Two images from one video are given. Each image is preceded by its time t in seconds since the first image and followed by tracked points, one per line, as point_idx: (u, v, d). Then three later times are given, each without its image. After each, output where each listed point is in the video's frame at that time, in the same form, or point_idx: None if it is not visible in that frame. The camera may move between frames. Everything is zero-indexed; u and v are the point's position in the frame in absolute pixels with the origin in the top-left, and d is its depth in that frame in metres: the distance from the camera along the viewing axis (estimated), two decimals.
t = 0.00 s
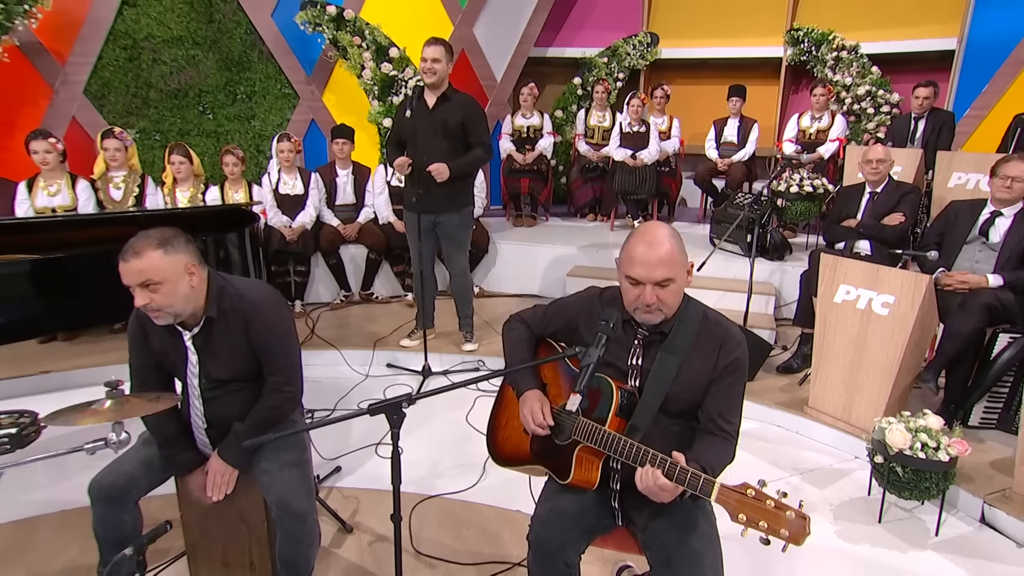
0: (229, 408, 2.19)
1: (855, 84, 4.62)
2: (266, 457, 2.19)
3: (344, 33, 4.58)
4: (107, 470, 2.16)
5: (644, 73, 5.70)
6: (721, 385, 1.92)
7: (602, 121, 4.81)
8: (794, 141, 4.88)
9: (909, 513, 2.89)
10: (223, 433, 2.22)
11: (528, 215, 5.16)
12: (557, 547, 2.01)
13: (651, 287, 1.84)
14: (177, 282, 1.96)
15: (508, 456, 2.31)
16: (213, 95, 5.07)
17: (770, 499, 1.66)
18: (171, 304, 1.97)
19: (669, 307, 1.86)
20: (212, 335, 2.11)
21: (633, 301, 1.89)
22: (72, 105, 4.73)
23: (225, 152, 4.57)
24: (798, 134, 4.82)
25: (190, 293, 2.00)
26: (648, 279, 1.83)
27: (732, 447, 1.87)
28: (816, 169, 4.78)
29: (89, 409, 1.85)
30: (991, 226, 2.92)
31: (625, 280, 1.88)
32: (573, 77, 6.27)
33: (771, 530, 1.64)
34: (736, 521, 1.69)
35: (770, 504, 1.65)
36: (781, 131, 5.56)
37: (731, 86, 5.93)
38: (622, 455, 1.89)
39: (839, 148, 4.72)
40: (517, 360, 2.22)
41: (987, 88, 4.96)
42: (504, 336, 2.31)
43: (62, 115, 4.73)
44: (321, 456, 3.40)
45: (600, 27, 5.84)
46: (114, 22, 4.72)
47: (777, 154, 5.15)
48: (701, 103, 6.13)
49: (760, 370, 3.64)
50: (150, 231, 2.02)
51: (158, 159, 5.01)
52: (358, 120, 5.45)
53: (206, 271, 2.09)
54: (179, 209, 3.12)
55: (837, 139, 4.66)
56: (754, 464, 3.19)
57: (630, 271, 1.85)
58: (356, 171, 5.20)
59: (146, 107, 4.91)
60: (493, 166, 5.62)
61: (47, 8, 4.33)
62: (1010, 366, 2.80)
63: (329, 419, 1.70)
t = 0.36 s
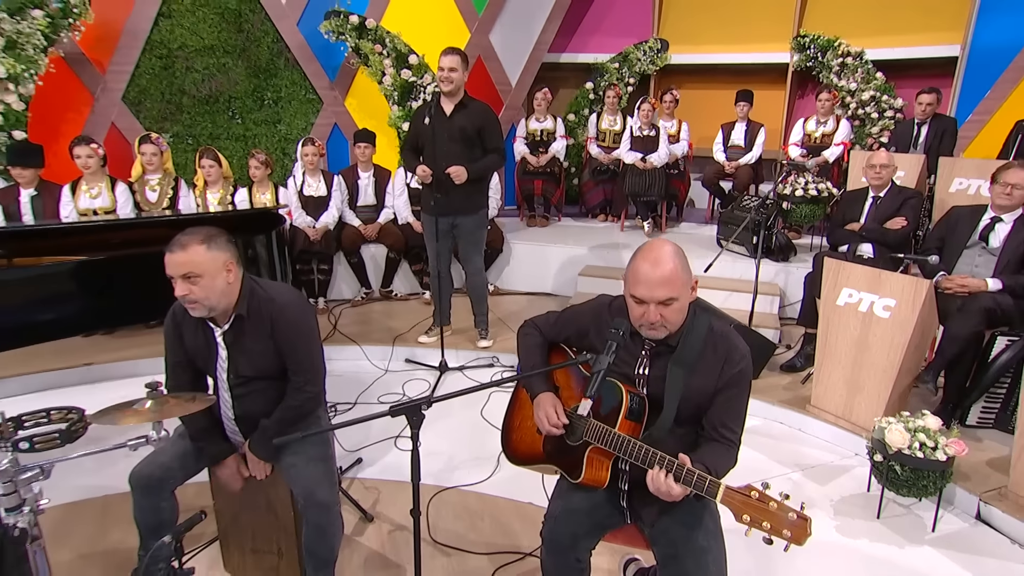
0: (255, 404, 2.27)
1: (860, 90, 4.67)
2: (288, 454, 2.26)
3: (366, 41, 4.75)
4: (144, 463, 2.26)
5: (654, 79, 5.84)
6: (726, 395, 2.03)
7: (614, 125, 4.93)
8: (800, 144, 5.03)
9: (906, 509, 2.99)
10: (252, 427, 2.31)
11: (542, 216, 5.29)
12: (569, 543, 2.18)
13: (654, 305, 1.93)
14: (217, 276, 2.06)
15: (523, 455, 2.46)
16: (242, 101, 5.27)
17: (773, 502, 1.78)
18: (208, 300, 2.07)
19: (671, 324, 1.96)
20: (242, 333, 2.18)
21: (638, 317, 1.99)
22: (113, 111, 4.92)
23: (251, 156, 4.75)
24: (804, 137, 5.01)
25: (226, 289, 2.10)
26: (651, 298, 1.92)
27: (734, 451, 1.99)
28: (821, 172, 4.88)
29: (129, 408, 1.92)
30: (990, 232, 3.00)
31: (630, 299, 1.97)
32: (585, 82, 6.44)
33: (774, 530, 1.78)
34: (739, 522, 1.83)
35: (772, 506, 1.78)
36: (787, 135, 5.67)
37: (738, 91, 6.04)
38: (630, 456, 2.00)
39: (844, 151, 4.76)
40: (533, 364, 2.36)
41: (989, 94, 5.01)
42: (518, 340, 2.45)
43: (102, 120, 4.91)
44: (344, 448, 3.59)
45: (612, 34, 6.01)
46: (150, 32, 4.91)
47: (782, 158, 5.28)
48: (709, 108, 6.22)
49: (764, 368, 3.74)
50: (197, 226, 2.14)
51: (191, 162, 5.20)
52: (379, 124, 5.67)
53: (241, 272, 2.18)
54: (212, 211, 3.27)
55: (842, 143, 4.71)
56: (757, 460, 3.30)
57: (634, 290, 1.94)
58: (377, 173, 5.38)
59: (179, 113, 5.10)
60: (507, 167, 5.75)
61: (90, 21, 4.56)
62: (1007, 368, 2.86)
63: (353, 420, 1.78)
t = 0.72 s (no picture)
0: (284, 397, 2.40)
1: (867, 91, 4.81)
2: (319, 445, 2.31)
3: (388, 45, 4.89)
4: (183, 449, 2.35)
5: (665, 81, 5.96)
6: (736, 401, 2.13)
7: (626, 125, 5.10)
8: (808, 144, 5.04)
9: (906, 503, 3.08)
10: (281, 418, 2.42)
11: (555, 214, 5.40)
12: (579, 534, 2.30)
13: (663, 315, 2.02)
14: (248, 277, 2.16)
15: (536, 448, 2.62)
16: (270, 103, 5.45)
17: (779, 511, 1.87)
18: (241, 299, 2.17)
19: (680, 332, 2.06)
20: (273, 328, 2.31)
21: (648, 325, 2.09)
22: (150, 114, 5.13)
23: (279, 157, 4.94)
24: (812, 138, 5.06)
25: (257, 289, 2.20)
26: (660, 308, 2.01)
27: (749, 455, 2.08)
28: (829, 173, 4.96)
29: (170, 403, 1.96)
30: (993, 234, 3.08)
31: (640, 307, 2.07)
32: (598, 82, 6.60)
33: (778, 538, 1.86)
34: (745, 528, 1.92)
35: (778, 515, 1.86)
36: (795, 135, 5.75)
37: (748, 92, 6.13)
38: (641, 458, 2.10)
39: (850, 152, 4.92)
40: (546, 364, 2.47)
41: (995, 96, 4.99)
42: (532, 340, 2.56)
43: (140, 124, 5.13)
44: (366, 437, 3.78)
45: (625, 36, 6.15)
46: (185, 38, 5.11)
47: (791, 158, 5.37)
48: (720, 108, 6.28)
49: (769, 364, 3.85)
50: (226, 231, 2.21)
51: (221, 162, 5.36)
52: (400, 125, 5.88)
53: (272, 272, 2.28)
54: (242, 214, 3.48)
55: (849, 144, 4.86)
56: (761, 453, 3.42)
57: (643, 300, 2.04)
58: (398, 172, 5.53)
59: (211, 115, 5.29)
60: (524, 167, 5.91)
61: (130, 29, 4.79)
62: (1007, 367, 2.95)
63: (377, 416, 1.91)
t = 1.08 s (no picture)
0: (311, 390, 2.44)
1: (878, 91, 4.89)
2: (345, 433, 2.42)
3: (411, 47, 5.05)
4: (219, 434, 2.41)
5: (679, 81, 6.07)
6: (746, 400, 2.20)
7: (640, 123, 5.18)
8: (819, 143, 5.13)
9: (908, 495, 3.16)
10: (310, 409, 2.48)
11: (571, 209, 5.56)
12: (594, 522, 2.40)
13: (678, 318, 2.09)
14: (279, 273, 2.21)
15: (552, 440, 2.71)
16: (298, 102, 5.63)
17: (784, 516, 1.88)
18: (272, 291, 2.22)
19: (694, 334, 2.13)
20: (301, 323, 2.36)
21: (663, 326, 2.15)
22: (186, 113, 5.36)
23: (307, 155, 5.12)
24: (823, 137, 5.12)
25: (286, 285, 2.25)
26: (676, 311, 2.07)
27: (753, 450, 2.17)
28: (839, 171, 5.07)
29: (208, 395, 1.97)
30: (1000, 234, 3.14)
31: (656, 309, 2.12)
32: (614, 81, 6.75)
33: (783, 541, 1.87)
34: (750, 529, 1.94)
35: (783, 520, 1.87)
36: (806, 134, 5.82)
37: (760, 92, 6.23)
38: (651, 456, 2.17)
39: (860, 151, 4.97)
40: (562, 360, 2.50)
41: (1007, 96, 5.02)
42: (550, 336, 2.58)
43: (177, 123, 5.36)
44: (388, 424, 3.96)
45: (640, 36, 6.26)
46: (219, 41, 5.32)
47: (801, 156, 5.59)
48: (734, 107, 6.37)
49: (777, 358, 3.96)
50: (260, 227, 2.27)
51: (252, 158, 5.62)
52: (421, 123, 6.04)
53: (301, 270, 2.32)
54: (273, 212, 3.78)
55: (859, 143, 4.90)
56: (767, 445, 3.53)
57: (660, 302, 2.09)
58: (420, 169, 5.68)
59: (244, 114, 5.51)
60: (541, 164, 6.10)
61: (168, 33, 4.97)
62: (1011, 365, 3.01)
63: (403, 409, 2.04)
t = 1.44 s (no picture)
0: (343, 378, 2.61)
1: (895, 87, 4.96)
2: (372, 419, 2.59)
3: (436, 44, 5.17)
4: (258, 417, 2.60)
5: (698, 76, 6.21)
6: (756, 400, 2.24)
7: (658, 118, 5.41)
8: (835, 139, 5.33)
9: (914, 487, 3.23)
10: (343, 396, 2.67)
11: (590, 202, 5.70)
12: (606, 512, 2.45)
13: (695, 320, 2.11)
14: (309, 279, 2.31)
15: (569, 431, 2.77)
16: (328, 98, 5.82)
17: (790, 520, 1.85)
18: (307, 297, 2.36)
19: (709, 336, 2.15)
20: (334, 320, 2.51)
21: (681, 327, 2.18)
22: (224, 109, 5.57)
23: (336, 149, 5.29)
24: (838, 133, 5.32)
25: (318, 287, 2.37)
26: (693, 314, 2.09)
27: (760, 447, 2.22)
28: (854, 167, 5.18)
29: (249, 383, 2.11)
30: (1015, 234, 3.19)
31: (673, 311, 2.15)
32: (633, 77, 6.95)
33: (787, 545, 1.85)
34: (756, 533, 1.93)
35: (788, 524, 1.85)
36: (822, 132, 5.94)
37: (777, 88, 6.35)
38: (663, 454, 2.20)
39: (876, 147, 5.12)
40: (579, 355, 2.53)
41: None
42: (567, 334, 2.60)
43: (215, 119, 5.57)
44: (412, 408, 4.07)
45: (659, 33, 6.47)
46: (255, 40, 5.51)
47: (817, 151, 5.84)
48: (749, 103, 6.53)
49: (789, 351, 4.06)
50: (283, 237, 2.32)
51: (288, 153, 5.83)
52: (446, 118, 6.26)
53: (329, 269, 2.45)
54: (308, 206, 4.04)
55: (875, 139, 5.07)
56: (777, 436, 3.63)
57: (678, 304, 2.11)
58: (443, 163, 5.85)
59: (277, 109, 5.71)
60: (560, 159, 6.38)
61: (207, 34, 5.15)
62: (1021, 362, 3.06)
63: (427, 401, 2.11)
